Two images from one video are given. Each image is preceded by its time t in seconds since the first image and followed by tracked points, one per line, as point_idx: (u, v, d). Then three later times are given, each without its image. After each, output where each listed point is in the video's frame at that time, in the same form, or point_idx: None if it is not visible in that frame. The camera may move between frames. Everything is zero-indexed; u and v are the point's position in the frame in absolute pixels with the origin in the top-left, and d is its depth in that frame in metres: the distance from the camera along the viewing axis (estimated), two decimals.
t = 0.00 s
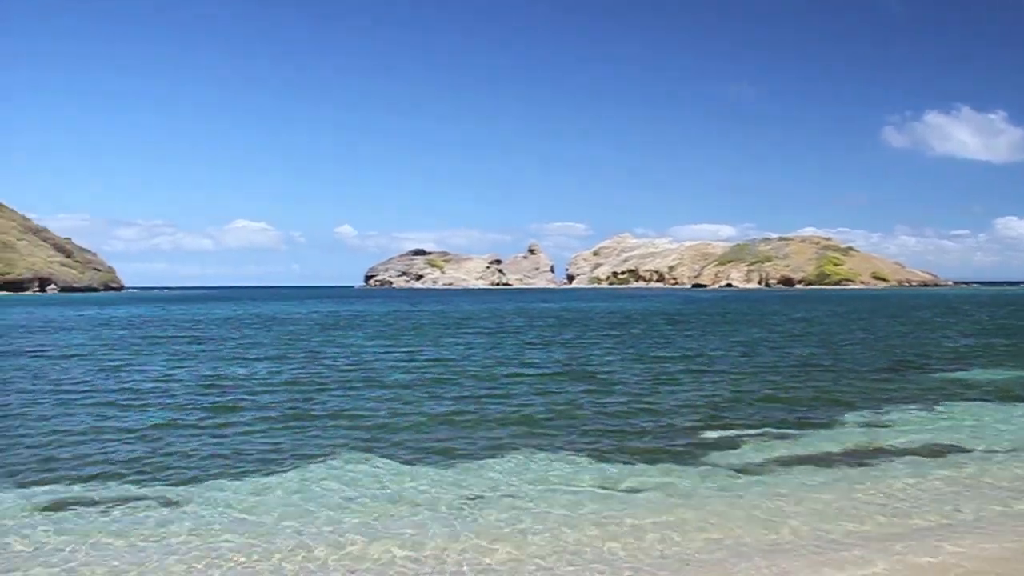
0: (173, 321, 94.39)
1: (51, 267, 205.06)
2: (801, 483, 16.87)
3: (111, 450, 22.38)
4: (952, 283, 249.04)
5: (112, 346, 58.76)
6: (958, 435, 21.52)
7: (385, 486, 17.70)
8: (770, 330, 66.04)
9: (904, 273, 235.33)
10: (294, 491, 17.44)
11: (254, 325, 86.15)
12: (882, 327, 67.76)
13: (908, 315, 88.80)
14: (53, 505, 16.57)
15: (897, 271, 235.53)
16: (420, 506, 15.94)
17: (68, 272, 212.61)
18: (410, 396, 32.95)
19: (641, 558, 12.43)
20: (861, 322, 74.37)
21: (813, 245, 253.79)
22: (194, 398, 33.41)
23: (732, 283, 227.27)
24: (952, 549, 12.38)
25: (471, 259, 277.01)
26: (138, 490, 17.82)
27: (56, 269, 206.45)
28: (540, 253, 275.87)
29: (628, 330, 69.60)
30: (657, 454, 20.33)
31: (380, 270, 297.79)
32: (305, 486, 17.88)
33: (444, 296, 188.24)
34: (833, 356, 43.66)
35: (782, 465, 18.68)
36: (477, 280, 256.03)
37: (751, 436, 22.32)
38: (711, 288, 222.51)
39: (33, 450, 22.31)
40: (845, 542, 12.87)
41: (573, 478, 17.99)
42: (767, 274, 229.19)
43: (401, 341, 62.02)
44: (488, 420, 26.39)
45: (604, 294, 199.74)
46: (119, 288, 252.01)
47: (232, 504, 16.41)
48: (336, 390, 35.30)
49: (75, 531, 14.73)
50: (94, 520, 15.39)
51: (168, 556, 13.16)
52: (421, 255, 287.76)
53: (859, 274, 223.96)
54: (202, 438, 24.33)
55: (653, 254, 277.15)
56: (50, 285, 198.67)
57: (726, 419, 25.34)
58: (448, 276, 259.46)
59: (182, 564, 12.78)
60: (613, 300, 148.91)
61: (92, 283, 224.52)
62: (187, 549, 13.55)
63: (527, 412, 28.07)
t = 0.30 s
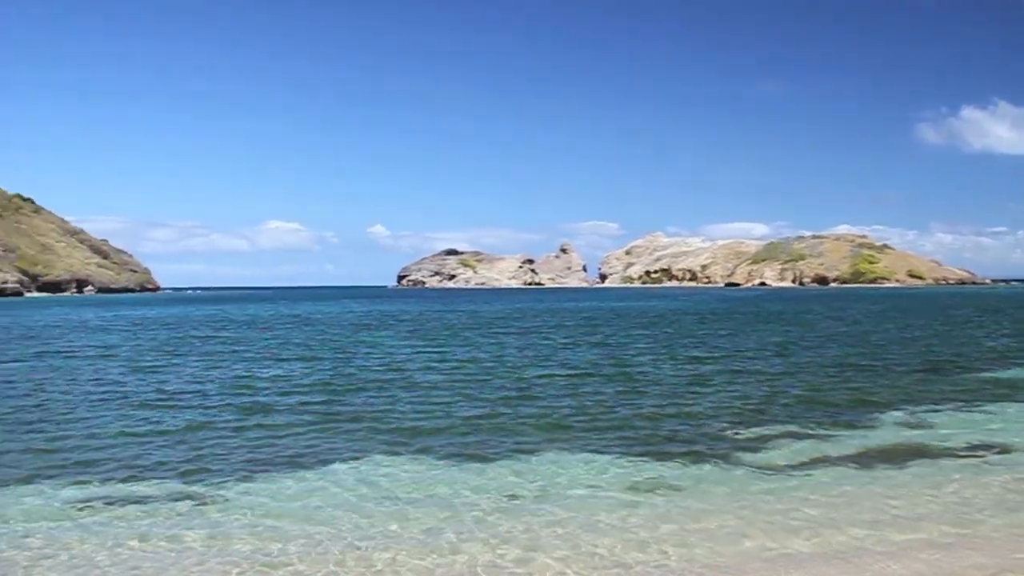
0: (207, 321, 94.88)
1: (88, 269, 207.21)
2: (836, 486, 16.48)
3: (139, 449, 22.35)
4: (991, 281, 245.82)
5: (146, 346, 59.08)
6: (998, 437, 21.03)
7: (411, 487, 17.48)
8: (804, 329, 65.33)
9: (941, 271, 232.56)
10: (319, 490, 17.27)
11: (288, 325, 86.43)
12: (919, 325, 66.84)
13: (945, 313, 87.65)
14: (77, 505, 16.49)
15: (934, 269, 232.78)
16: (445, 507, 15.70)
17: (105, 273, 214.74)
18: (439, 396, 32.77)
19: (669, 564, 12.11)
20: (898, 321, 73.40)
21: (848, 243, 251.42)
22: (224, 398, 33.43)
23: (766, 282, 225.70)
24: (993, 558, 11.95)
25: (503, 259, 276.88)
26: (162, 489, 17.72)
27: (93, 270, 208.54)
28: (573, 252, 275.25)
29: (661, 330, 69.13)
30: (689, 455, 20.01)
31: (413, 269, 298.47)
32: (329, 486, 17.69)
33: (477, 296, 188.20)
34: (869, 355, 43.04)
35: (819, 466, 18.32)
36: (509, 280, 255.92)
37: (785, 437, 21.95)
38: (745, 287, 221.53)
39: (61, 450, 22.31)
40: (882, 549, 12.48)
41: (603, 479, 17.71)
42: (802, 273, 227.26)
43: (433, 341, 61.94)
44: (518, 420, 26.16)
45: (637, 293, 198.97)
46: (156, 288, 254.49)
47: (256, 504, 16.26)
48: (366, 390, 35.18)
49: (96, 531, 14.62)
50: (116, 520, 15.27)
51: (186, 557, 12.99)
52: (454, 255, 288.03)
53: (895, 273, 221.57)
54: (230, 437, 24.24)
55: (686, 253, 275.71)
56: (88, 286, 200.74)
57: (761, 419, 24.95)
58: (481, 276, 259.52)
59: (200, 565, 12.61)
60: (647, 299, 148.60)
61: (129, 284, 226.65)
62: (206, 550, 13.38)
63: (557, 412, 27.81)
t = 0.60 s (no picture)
0: (237, 319, 95.29)
1: (121, 267, 209.08)
2: (863, 490, 16.29)
3: (167, 447, 22.45)
4: None
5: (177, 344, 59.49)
6: None
7: (434, 488, 17.43)
8: (834, 329, 64.82)
9: (974, 272, 230.06)
10: (341, 491, 17.25)
11: (317, 324, 86.62)
12: (950, 326, 66.09)
13: (978, 314, 86.68)
14: (102, 503, 16.51)
15: (967, 269, 230.38)
16: (467, 509, 15.63)
17: (138, 271, 216.53)
18: (466, 395, 32.76)
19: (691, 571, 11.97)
20: (930, 322, 72.61)
21: (880, 243, 249.28)
22: (252, 396, 33.57)
23: (795, 282, 224.27)
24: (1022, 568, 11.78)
25: (532, 258, 276.68)
26: (186, 488, 17.75)
27: (126, 268, 210.41)
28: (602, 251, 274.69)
29: (689, 329, 68.75)
30: (715, 456, 19.90)
31: (442, 268, 298.96)
32: (353, 486, 17.67)
33: (506, 296, 188.32)
34: (900, 357, 42.63)
35: (845, 468, 18.14)
36: (538, 279, 255.67)
37: (812, 437, 21.77)
38: (774, 287, 220.13)
39: (90, 447, 22.42)
40: (908, 557, 12.28)
41: (628, 481, 17.62)
42: (832, 273, 225.59)
43: (461, 340, 61.85)
44: (544, 420, 26.11)
45: (665, 293, 198.20)
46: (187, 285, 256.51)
47: (279, 503, 16.26)
48: (394, 389, 35.20)
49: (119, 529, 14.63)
50: (139, 518, 15.30)
51: (204, 558, 12.97)
52: (483, 254, 288.29)
53: (927, 273, 219.31)
54: (256, 436, 24.26)
55: (715, 253, 274.41)
56: (121, 284, 202.55)
57: (788, 419, 24.78)
58: (509, 275, 259.70)
59: (221, 565, 12.58)
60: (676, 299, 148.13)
61: (161, 282, 228.46)
62: (228, 550, 13.36)
63: (583, 411, 27.73)
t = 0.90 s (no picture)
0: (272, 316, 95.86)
1: (159, 263, 210.84)
2: (894, 491, 16.02)
3: (195, 443, 22.49)
4: None
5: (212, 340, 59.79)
6: None
7: (458, 486, 17.25)
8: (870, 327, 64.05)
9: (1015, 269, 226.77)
10: (364, 489, 17.08)
11: (352, 320, 86.89)
12: (990, 325, 65.06)
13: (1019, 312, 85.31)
14: (128, 499, 16.54)
15: (1007, 267, 227.17)
16: (491, 510, 15.43)
17: (176, 268, 218.53)
18: (497, 393, 32.54)
19: None
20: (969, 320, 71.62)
21: (918, 239, 246.38)
22: (283, 392, 33.63)
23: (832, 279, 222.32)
24: None
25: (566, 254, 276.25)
26: (211, 486, 17.70)
27: (164, 264, 212.08)
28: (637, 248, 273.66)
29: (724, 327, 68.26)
30: (746, 456, 19.57)
31: (477, 265, 298.98)
32: (377, 484, 17.55)
33: (540, 292, 187.96)
34: (937, 356, 42.00)
35: (882, 469, 17.77)
36: (572, 275, 255.22)
37: (848, 438, 21.40)
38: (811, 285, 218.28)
39: (121, 444, 22.44)
40: (937, 562, 12.02)
41: (659, 480, 17.35)
42: (869, 270, 223.35)
43: (494, 337, 61.77)
44: (573, 418, 25.94)
45: (700, 290, 197.13)
46: (225, 282, 258.74)
47: (303, 501, 16.21)
48: (424, 386, 35.07)
49: (141, 527, 14.55)
50: (161, 515, 15.21)
51: (226, 555, 12.96)
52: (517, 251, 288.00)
53: (966, 270, 216.42)
54: (285, 432, 24.29)
55: (751, 250, 272.56)
56: (159, 281, 204.27)
57: (821, 418, 24.45)
58: (544, 271, 259.57)
59: (241, 564, 12.46)
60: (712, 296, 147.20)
61: (198, 278, 230.20)
62: (248, 549, 13.25)
63: (613, 409, 27.49)
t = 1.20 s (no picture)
0: (302, 313, 96.15)
1: (192, 260, 212.39)
2: (922, 493, 15.77)
3: (221, 439, 22.48)
4: None
5: (242, 336, 60.15)
6: None
7: (482, 484, 17.14)
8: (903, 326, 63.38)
9: None
10: (389, 485, 17.02)
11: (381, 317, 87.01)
12: None
13: None
14: (152, 495, 16.53)
15: None
16: (514, 508, 15.31)
17: (208, 265, 219.98)
18: (525, 391, 32.45)
19: (746, 575, 11.63)
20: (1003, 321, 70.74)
21: (953, 238, 243.77)
22: (310, 389, 33.63)
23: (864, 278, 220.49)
24: None
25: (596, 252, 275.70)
26: (236, 481, 17.69)
27: (197, 261, 213.61)
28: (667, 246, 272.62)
29: (754, 326, 67.83)
30: (773, 456, 19.35)
31: (507, 262, 298.95)
32: (404, 480, 17.61)
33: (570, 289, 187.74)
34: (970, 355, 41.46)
35: (913, 469, 17.65)
36: (602, 273, 254.63)
37: (878, 437, 21.28)
38: (843, 283, 216.59)
39: (147, 440, 22.46)
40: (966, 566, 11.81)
41: (687, 479, 17.31)
42: (902, 268, 221.25)
43: (522, 335, 61.64)
44: (600, 416, 25.77)
45: (730, 288, 196.14)
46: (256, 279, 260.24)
47: (326, 498, 16.11)
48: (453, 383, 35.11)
49: (169, 520, 14.65)
50: (185, 512, 15.16)
51: (248, 551, 12.91)
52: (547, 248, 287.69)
53: (1001, 269, 213.81)
54: (310, 429, 24.25)
55: (783, 249, 270.82)
56: (192, 277, 205.78)
57: (851, 419, 24.15)
58: (573, 269, 259.18)
59: (267, 560, 12.44)
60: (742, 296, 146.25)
61: (230, 275, 231.72)
62: (269, 545, 13.21)
63: (641, 408, 27.29)
